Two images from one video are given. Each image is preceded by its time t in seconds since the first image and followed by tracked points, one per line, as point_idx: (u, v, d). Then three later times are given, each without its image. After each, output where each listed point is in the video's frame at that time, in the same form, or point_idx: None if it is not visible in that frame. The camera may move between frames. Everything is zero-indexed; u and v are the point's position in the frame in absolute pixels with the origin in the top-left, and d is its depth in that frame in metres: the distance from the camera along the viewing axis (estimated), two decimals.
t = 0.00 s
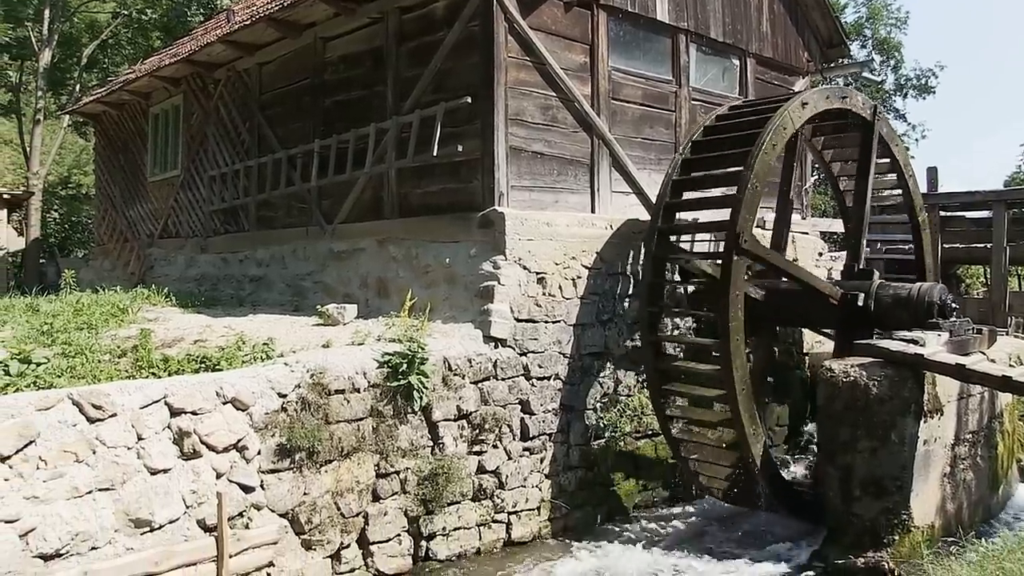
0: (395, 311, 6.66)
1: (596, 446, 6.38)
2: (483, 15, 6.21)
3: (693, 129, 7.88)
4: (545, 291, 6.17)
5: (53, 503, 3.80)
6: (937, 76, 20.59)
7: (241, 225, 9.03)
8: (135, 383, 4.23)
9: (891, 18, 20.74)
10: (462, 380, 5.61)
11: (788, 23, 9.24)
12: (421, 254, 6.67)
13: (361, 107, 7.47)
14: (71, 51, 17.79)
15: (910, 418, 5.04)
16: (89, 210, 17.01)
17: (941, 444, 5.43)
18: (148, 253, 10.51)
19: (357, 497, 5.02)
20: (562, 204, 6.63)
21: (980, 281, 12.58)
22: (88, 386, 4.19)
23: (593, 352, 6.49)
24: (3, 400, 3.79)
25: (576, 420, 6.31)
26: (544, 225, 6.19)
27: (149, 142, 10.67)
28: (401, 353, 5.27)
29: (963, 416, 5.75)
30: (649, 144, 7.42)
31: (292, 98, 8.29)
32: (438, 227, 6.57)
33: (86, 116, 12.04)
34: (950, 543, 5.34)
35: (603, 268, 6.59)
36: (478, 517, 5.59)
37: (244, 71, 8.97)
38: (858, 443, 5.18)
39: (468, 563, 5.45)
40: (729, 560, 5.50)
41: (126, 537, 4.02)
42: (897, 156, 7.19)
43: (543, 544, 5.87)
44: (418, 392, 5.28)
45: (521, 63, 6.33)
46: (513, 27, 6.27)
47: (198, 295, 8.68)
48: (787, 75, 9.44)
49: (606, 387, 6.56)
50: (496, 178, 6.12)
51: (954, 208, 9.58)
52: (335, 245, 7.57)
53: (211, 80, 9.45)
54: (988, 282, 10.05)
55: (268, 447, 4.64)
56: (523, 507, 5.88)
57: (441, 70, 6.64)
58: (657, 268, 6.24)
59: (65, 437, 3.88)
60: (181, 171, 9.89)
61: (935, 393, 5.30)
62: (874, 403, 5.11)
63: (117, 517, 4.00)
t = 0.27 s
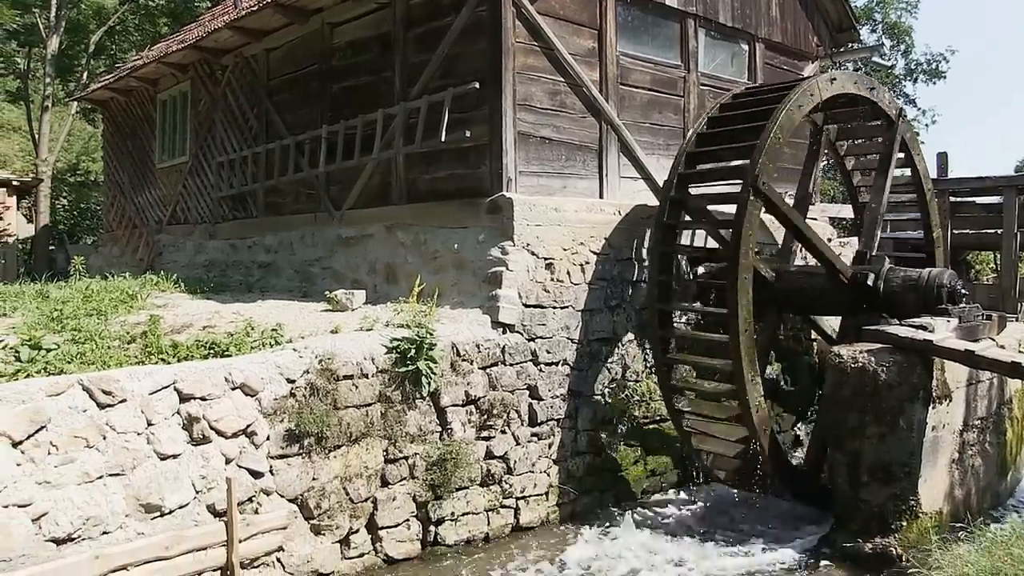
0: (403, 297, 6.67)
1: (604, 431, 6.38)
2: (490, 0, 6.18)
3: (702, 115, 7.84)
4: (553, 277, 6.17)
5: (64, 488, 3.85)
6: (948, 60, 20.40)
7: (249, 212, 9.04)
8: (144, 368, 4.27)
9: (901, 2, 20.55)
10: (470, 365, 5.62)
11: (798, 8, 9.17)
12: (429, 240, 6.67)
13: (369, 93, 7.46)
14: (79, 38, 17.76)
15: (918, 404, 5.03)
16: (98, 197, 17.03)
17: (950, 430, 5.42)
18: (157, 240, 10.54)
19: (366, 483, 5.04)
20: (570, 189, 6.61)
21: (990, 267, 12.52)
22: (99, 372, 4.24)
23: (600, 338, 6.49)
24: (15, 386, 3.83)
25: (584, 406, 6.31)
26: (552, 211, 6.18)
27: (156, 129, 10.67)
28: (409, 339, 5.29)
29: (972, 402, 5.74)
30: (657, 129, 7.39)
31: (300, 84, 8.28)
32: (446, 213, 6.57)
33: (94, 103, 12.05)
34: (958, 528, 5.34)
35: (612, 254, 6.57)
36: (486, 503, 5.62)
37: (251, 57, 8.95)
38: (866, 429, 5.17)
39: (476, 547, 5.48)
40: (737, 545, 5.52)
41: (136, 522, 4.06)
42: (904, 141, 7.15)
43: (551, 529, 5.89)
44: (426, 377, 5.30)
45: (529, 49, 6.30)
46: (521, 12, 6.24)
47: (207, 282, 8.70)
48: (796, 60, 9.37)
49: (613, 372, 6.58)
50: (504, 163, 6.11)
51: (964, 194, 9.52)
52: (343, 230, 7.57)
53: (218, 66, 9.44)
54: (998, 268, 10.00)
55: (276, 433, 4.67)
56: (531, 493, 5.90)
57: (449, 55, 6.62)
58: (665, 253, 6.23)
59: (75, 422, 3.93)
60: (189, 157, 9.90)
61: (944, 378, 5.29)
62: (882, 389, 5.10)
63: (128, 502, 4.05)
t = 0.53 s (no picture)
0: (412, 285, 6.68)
1: (613, 420, 6.37)
2: None
3: (711, 102, 7.80)
4: (562, 266, 6.16)
5: (76, 476, 3.87)
6: (959, 47, 20.23)
7: (257, 201, 9.05)
8: (153, 357, 4.31)
9: None
10: (478, 354, 5.63)
11: None
12: (437, 228, 6.67)
13: (377, 82, 7.44)
14: (87, 27, 17.73)
15: (927, 392, 5.02)
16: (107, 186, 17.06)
17: (959, 419, 5.40)
18: (166, 229, 10.56)
19: (375, 471, 5.06)
20: (579, 177, 6.59)
21: (999, 256, 12.45)
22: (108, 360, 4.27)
23: (609, 326, 6.48)
24: (26, 374, 3.86)
25: (593, 394, 6.31)
26: (561, 199, 6.17)
27: (165, 118, 10.68)
28: (418, 327, 5.30)
29: (981, 391, 5.72)
30: (666, 117, 7.36)
31: (308, 73, 8.27)
32: (454, 201, 6.56)
33: (103, 93, 12.06)
34: (967, 517, 5.34)
35: (620, 243, 6.56)
36: (495, 491, 5.63)
37: (259, 46, 8.94)
38: (875, 418, 5.16)
39: (485, 535, 5.50)
40: (744, 534, 5.53)
41: (147, 510, 4.09)
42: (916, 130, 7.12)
43: (560, 517, 5.91)
44: (434, 365, 5.31)
45: (537, 36, 6.27)
46: None
47: (216, 271, 8.73)
48: (806, 48, 9.31)
49: (622, 360, 6.54)
50: (512, 152, 6.10)
51: (974, 182, 9.46)
52: (351, 219, 7.58)
53: (226, 55, 9.43)
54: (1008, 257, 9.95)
55: (286, 421, 4.70)
56: (539, 481, 5.91)
57: (457, 43, 6.60)
58: (674, 242, 6.22)
59: (86, 411, 3.95)
60: (197, 146, 9.91)
61: (954, 367, 5.27)
62: (891, 377, 5.10)
63: (139, 490, 4.08)
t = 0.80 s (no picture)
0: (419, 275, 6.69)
1: (620, 410, 6.35)
2: None
3: (719, 92, 7.76)
4: (569, 255, 6.16)
5: (86, 465, 3.94)
6: (970, 35, 20.06)
7: (265, 191, 9.05)
8: (162, 347, 4.34)
9: None
10: (486, 343, 5.63)
11: None
12: (445, 218, 6.67)
13: (384, 71, 7.43)
14: (94, 18, 17.74)
15: (936, 382, 5.00)
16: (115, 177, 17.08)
17: (968, 410, 5.38)
18: (174, 219, 10.58)
19: (383, 460, 5.08)
20: (587, 167, 6.57)
21: (1010, 246, 12.37)
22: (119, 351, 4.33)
23: (617, 316, 6.47)
24: (37, 364, 3.93)
25: (601, 384, 6.31)
26: (568, 188, 6.15)
27: (172, 109, 10.69)
28: (425, 317, 5.30)
29: (990, 381, 5.70)
30: (674, 106, 7.32)
31: (315, 62, 8.26)
32: (462, 190, 6.56)
33: (111, 84, 12.07)
34: (976, 508, 5.32)
35: (628, 233, 6.54)
36: (502, 480, 5.65)
37: (266, 36, 8.93)
38: (883, 408, 5.15)
39: (492, 524, 5.52)
40: (751, 524, 5.53)
41: (157, 499, 4.15)
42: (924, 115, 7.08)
43: (567, 507, 5.92)
44: (442, 354, 5.31)
45: (544, 25, 6.25)
46: None
47: (224, 261, 8.75)
48: (815, 36, 9.24)
49: (631, 350, 6.52)
50: (520, 141, 6.09)
51: (984, 171, 9.39)
52: (359, 208, 7.58)
53: (233, 45, 9.43)
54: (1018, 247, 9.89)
55: (294, 411, 4.72)
56: (547, 471, 5.92)
57: (464, 33, 6.58)
58: (682, 231, 6.20)
59: (96, 401, 4.03)
60: (205, 137, 9.92)
61: (963, 358, 5.24)
62: (899, 367, 5.09)
63: (149, 479, 4.14)
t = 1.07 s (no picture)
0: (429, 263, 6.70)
1: (630, 397, 6.38)
2: None
3: (730, 79, 7.71)
4: (579, 243, 6.15)
5: (99, 452, 3.99)
6: (984, 21, 19.85)
7: (275, 179, 9.06)
8: (173, 335, 4.37)
9: None
10: (496, 331, 5.64)
11: None
12: (455, 205, 6.66)
13: (394, 59, 7.41)
14: (104, 7, 17.75)
15: (947, 371, 4.99)
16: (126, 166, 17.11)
17: (979, 398, 5.36)
18: (184, 208, 10.61)
19: (393, 447, 5.10)
20: (597, 155, 6.55)
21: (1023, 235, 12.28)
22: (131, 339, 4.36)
23: (627, 304, 6.46)
24: (49, 352, 3.96)
25: (610, 372, 6.31)
26: (578, 176, 6.14)
27: (182, 97, 10.70)
28: (435, 305, 5.31)
29: (1002, 369, 5.67)
30: (684, 94, 7.29)
31: (324, 50, 8.25)
32: (472, 179, 6.55)
33: (121, 73, 12.09)
34: (986, 497, 5.31)
35: (638, 220, 6.52)
36: (512, 468, 5.67)
37: (275, 24, 8.92)
38: (894, 396, 5.14)
39: (502, 511, 5.54)
40: (761, 512, 5.53)
41: (168, 486, 4.18)
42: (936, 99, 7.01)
43: (577, 494, 5.93)
44: (452, 342, 5.32)
45: (554, 13, 6.22)
46: None
47: (234, 249, 8.78)
48: (827, 23, 9.17)
49: (640, 338, 6.52)
50: (530, 129, 6.07)
51: (997, 158, 9.31)
52: (368, 196, 7.59)
53: (243, 33, 9.42)
54: None
55: (304, 399, 4.75)
56: (557, 458, 5.93)
57: (474, 20, 6.56)
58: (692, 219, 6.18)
59: (107, 388, 4.06)
60: (215, 125, 9.93)
61: (974, 346, 5.21)
62: (910, 355, 5.08)
63: (160, 467, 4.17)
